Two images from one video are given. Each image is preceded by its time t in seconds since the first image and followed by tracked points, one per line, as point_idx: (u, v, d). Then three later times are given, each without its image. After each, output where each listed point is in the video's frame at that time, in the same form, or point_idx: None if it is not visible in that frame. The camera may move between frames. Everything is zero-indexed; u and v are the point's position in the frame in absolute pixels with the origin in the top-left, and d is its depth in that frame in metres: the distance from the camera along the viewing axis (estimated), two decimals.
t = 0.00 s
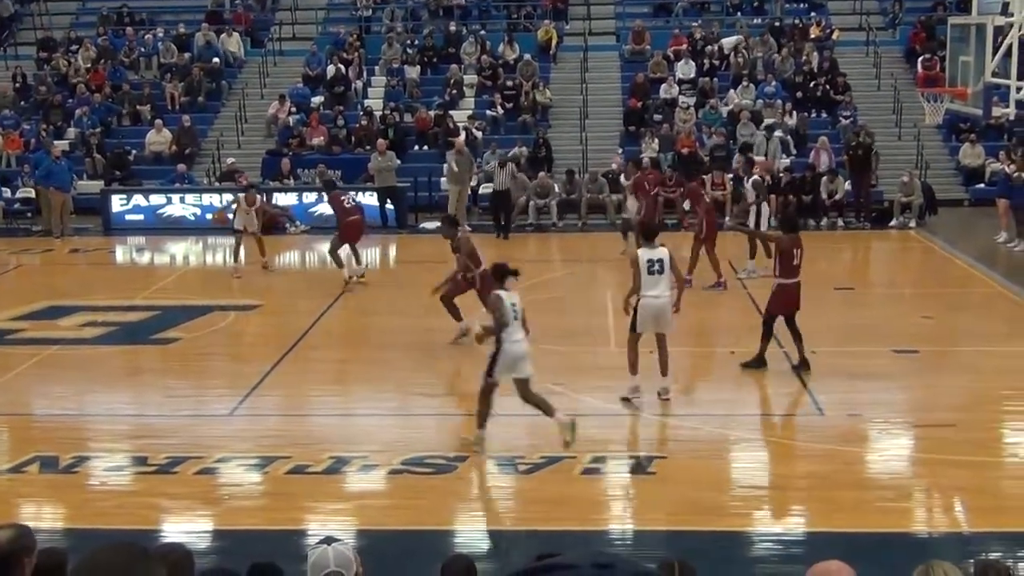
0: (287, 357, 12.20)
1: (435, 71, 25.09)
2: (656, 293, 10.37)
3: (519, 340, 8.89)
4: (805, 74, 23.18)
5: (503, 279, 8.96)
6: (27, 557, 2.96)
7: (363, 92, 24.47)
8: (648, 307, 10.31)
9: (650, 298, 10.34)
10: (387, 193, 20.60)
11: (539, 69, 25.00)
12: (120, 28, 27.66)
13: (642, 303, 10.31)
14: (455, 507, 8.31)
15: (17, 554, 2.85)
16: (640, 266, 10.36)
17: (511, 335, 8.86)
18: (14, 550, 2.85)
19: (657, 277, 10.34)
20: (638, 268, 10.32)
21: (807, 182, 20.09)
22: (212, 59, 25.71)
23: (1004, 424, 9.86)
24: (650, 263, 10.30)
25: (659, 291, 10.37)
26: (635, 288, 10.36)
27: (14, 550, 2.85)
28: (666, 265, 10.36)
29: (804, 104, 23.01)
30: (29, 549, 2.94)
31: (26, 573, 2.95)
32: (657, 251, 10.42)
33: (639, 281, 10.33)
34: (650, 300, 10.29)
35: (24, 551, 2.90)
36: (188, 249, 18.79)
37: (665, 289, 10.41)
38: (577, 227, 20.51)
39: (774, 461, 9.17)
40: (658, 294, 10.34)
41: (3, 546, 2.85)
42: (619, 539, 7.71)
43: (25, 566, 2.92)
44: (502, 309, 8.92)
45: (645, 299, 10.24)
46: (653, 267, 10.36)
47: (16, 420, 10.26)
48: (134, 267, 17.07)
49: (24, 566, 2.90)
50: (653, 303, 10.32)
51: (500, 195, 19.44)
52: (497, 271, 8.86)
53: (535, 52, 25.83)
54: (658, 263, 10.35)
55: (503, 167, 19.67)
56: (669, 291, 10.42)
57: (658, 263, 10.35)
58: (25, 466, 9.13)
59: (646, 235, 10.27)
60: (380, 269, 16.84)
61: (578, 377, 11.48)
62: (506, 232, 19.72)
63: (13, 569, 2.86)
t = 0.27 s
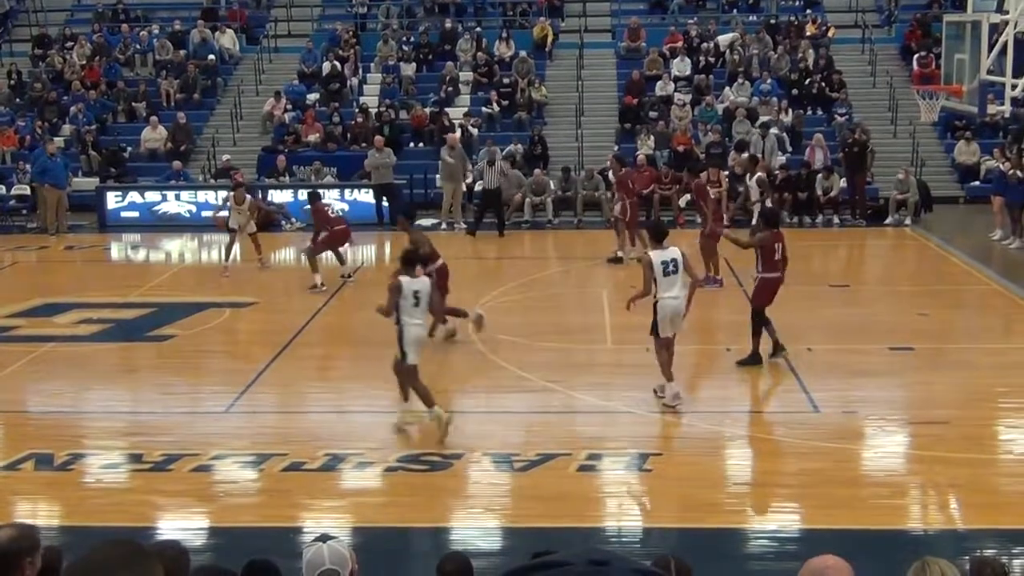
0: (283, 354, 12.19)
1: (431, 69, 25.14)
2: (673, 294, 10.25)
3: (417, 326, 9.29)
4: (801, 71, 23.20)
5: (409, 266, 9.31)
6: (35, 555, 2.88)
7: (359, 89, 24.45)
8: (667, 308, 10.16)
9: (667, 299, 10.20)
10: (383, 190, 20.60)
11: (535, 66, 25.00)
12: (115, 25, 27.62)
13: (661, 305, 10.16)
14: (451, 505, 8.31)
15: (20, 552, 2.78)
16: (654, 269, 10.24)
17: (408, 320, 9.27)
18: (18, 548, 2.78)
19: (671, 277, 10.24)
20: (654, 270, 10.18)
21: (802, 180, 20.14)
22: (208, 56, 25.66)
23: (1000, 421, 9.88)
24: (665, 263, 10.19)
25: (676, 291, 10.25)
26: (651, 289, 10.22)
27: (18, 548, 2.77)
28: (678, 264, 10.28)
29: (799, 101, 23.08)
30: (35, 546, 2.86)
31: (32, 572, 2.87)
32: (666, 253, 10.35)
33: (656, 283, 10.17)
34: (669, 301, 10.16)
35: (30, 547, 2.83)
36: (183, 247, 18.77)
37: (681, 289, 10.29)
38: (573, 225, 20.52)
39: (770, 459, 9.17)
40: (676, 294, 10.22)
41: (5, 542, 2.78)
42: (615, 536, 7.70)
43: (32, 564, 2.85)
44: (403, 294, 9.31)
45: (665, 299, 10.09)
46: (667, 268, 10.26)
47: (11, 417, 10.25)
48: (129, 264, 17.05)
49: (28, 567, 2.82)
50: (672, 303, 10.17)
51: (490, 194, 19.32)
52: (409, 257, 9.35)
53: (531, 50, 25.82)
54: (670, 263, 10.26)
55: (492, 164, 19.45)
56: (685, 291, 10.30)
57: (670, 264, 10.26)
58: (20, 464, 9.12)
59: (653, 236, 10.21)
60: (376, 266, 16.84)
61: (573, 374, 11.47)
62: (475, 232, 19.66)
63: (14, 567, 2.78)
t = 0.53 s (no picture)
0: (280, 354, 12.18)
1: (428, 68, 25.16)
2: (689, 296, 10.01)
3: (340, 319, 9.83)
4: (798, 71, 23.20)
5: (338, 261, 9.79)
6: (39, 561, 2.97)
7: (356, 89, 24.46)
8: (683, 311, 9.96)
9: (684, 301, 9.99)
10: (382, 189, 20.60)
11: (533, 66, 24.99)
12: (112, 24, 27.59)
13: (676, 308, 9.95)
14: (448, 504, 8.31)
15: (21, 553, 2.87)
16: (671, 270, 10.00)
17: (332, 313, 9.81)
18: (22, 550, 2.88)
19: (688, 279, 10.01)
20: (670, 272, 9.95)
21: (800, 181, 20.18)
22: (205, 55, 25.62)
23: (997, 421, 9.89)
24: (682, 265, 9.95)
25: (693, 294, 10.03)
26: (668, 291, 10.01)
27: (20, 549, 2.87)
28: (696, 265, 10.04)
29: (797, 102, 23.13)
30: (37, 552, 2.94)
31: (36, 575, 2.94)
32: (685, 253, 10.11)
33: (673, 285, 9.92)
34: (685, 304, 9.95)
35: (32, 551, 2.91)
36: (181, 246, 18.77)
37: (699, 291, 10.07)
38: (570, 225, 20.53)
39: (768, 459, 9.17)
40: (693, 296, 10.00)
41: (10, 543, 2.87)
42: (613, 536, 7.71)
43: (34, 569, 2.92)
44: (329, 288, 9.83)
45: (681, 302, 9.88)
46: (684, 270, 10.02)
47: (9, 417, 10.25)
48: (127, 264, 17.03)
49: (28, 570, 2.89)
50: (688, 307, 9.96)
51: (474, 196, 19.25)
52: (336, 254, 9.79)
53: (529, 49, 25.81)
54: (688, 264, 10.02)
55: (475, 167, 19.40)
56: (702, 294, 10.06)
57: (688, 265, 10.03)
58: (18, 463, 9.12)
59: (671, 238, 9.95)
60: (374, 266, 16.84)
61: (571, 374, 11.47)
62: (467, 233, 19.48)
63: (16, 568, 2.86)
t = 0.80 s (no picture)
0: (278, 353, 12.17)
1: (426, 67, 25.15)
2: (714, 303, 9.75)
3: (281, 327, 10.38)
4: (796, 70, 23.21)
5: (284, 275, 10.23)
6: (40, 563, 2.95)
7: (354, 88, 24.46)
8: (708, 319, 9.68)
9: (709, 309, 9.70)
10: (381, 188, 20.61)
11: (531, 65, 24.99)
12: (110, 23, 27.59)
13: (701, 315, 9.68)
14: (446, 503, 8.31)
15: (22, 553, 2.86)
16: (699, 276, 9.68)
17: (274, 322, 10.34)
18: (24, 549, 2.87)
19: (715, 286, 9.71)
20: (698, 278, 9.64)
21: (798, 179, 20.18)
22: (203, 54, 25.61)
23: (995, 420, 9.89)
24: (710, 272, 9.65)
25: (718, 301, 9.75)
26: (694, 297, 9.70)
27: (21, 549, 2.86)
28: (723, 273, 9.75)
29: (795, 100, 23.07)
30: (39, 552, 2.93)
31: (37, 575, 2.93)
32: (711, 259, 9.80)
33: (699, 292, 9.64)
34: (711, 312, 9.69)
35: (35, 552, 2.91)
36: (179, 245, 18.76)
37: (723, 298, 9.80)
38: (568, 223, 20.53)
39: (766, 457, 9.18)
40: (719, 304, 9.72)
41: (11, 544, 2.86)
42: (610, 535, 7.71)
43: (36, 570, 2.91)
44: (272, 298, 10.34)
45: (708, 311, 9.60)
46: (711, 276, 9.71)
47: (6, 416, 10.24)
48: (124, 263, 17.03)
49: (29, 570, 2.88)
50: (713, 315, 9.69)
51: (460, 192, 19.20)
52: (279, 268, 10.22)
53: (527, 48, 25.80)
54: (715, 271, 9.72)
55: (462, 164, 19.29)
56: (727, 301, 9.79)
57: (715, 272, 9.72)
58: (16, 462, 9.13)
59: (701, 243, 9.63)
60: (373, 265, 16.84)
61: (569, 373, 11.47)
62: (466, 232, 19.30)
63: (15, 568, 2.85)
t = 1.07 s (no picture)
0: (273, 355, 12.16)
1: (422, 68, 25.09)
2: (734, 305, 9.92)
3: (278, 301, 10.45)
4: (791, 71, 23.22)
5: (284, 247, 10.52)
6: (41, 566, 2.95)
7: (349, 89, 24.43)
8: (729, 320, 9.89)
9: (729, 310, 9.90)
10: (376, 189, 20.58)
11: (526, 66, 24.99)
12: (105, 25, 27.56)
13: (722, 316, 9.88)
14: (442, 505, 8.31)
15: (21, 556, 2.86)
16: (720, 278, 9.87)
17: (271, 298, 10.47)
18: (23, 552, 2.87)
19: (736, 288, 9.90)
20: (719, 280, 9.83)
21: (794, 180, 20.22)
22: (197, 56, 25.68)
23: (990, 420, 9.91)
24: (731, 275, 9.83)
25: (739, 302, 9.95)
26: (715, 299, 9.90)
27: (20, 552, 2.87)
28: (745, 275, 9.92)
29: (790, 101, 23.05)
30: (39, 555, 2.93)
31: None
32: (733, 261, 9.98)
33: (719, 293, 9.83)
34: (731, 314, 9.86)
35: (35, 554, 2.91)
36: (173, 247, 18.73)
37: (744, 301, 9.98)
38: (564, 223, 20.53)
39: (761, 458, 9.19)
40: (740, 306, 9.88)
41: (11, 547, 2.87)
42: (606, 536, 7.71)
43: (36, 573, 2.91)
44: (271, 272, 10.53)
45: (728, 313, 9.80)
46: (732, 278, 9.90)
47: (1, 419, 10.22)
48: (119, 265, 17.01)
49: (27, 574, 2.89)
50: (734, 316, 9.89)
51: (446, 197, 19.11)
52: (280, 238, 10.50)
53: (522, 49, 25.81)
54: (737, 273, 9.90)
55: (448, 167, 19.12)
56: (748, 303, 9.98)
57: (737, 274, 9.90)
58: (10, 465, 9.11)
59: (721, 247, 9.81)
60: (368, 266, 16.85)
61: (564, 374, 11.48)
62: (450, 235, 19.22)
63: (15, 570, 2.86)
